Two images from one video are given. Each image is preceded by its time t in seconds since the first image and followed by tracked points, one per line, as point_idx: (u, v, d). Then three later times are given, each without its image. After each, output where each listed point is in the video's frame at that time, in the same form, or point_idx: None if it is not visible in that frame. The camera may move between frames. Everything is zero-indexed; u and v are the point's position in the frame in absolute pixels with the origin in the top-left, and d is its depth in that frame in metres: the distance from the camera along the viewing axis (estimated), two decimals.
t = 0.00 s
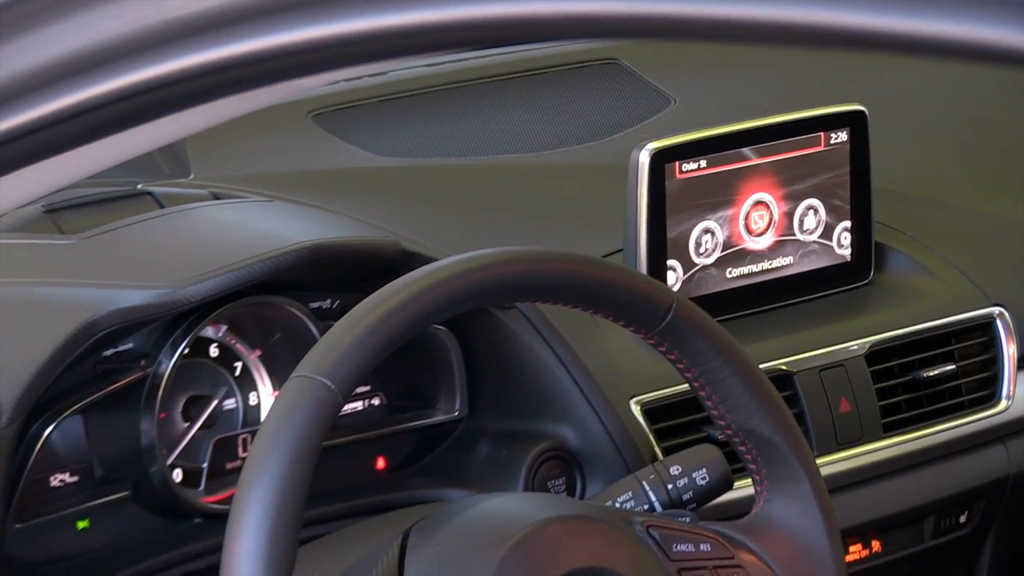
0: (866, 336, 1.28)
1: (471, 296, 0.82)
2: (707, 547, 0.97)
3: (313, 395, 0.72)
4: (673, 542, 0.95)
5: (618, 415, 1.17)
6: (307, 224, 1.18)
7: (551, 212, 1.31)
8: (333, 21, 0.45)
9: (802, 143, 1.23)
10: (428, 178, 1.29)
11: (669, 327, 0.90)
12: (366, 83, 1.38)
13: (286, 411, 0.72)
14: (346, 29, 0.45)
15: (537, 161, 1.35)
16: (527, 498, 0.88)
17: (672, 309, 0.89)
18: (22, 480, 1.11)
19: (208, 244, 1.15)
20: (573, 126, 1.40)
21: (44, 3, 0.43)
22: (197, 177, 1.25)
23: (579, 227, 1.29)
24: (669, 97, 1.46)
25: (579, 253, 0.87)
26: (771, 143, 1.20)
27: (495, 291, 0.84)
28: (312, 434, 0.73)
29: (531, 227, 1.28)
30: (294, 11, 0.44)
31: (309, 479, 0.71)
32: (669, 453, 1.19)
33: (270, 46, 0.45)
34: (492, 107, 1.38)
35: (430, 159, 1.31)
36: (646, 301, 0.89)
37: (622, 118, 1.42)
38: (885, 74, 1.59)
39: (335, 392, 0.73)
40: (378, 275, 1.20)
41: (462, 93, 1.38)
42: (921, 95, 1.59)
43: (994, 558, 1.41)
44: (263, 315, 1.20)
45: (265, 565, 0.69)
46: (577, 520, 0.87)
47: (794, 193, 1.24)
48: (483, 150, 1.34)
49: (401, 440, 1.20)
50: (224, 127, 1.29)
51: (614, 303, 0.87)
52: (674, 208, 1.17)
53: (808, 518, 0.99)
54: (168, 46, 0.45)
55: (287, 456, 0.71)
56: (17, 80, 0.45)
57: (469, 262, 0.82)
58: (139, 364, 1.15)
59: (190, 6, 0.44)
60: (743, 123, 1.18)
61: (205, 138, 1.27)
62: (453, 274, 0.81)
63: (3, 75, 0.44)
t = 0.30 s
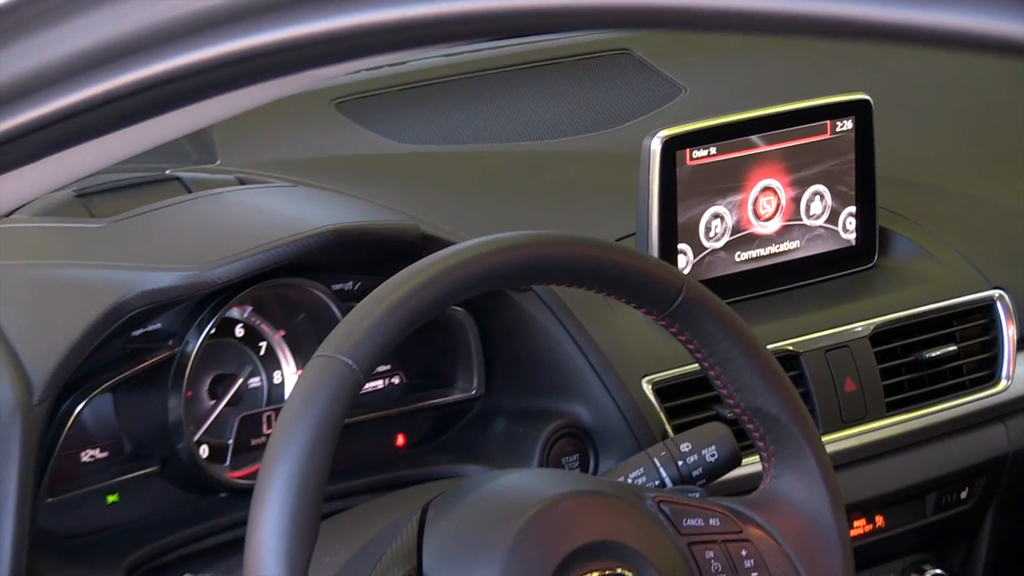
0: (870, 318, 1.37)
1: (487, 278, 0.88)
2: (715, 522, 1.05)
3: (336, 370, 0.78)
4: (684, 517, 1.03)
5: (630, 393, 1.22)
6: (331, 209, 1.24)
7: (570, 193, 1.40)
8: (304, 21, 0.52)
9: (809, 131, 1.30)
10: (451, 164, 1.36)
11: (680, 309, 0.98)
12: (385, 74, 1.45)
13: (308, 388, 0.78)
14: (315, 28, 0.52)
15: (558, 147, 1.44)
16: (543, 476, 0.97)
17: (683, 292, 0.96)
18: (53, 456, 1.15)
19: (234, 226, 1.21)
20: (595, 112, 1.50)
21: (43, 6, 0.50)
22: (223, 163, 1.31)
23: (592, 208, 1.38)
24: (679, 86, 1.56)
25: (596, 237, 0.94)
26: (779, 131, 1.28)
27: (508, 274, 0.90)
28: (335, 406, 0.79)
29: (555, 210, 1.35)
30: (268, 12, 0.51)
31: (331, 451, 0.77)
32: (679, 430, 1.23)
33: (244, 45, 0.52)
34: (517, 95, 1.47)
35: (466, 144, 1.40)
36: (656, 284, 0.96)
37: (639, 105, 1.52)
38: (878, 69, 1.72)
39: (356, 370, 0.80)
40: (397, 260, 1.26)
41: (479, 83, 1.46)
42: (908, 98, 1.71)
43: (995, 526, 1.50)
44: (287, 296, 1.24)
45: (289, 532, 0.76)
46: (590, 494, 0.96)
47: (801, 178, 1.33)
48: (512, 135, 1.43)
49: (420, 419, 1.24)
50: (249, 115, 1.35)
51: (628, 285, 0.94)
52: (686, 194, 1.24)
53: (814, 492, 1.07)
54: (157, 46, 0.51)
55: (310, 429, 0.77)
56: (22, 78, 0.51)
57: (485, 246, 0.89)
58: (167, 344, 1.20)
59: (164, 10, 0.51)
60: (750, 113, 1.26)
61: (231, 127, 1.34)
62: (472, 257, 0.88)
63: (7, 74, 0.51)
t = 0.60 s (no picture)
0: (873, 305, 1.45)
1: (508, 266, 0.96)
2: (723, 503, 1.11)
3: (356, 358, 0.86)
4: (693, 497, 1.09)
5: (640, 376, 1.26)
6: (345, 198, 1.28)
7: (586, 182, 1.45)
8: (302, 22, 0.53)
9: (814, 124, 1.39)
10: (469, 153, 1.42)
11: (688, 296, 1.05)
12: (403, 69, 1.53)
13: (328, 371, 0.86)
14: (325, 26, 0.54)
15: (576, 138, 1.51)
16: (557, 458, 1.04)
17: (691, 279, 1.04)
18: (82, 436, 1.19)
19: (258, 215, 1.26)
20: (610, 106, 1.58)
21: (42, 16, 0.51)
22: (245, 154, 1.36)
23: (606, 191, 1.45)
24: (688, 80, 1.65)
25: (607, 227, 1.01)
26: (785, 123, 1.36)
27: (527, 262, 0.97)
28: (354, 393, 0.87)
29: (567, 201, 1.41)
30: (274, 13, 0.53)
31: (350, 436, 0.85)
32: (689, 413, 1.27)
33: (247, 46, 0.53)
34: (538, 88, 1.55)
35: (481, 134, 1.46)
36: (664, 270, 1.03)
37: (653, 96, 1.61)
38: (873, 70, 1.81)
39: (374, 353, 0.87)
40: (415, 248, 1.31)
41: (494, 76, 1.54)
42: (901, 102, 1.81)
43: (994, 503, 1.57)
44: (307, 282, 1.29)
45: (311, 510, 0.83)
46: (602, 475, 1.03)
47: (806, 170, 1.41)
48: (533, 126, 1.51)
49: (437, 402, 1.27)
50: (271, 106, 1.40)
51: (636, 272, 1.02)
52: (695, 184, 1.32)
53: (820, 473, 1.14)
54: (156, 49, 0.52)
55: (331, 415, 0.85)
56: (37, 78, 0.52)
57: (504, 235, 0.96)
58: (193, 329, 1.24)
59: (164, 13, 0.51)
60: (757, 107, 1.33)
61: (255, 119, 1.39)
62: (489, 244, 0.96)
63: (10, 80, 0.52)
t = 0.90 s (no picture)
0: (874, 295, 1.54)
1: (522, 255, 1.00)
2: (729, 485, 1.15)
3: (373, 346, 0.91)
4: (700, 480, 1.14)
5: (650, 364, 1.30)
6: (363, 190, 1.34)
7: (598, 174, 1.53)
8: (302, 23, 0.57)
9: (818, 118, 1.48)
10: (485, 145, 1.48)
11: (697, 284, 1.10)
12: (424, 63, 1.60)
13: (346, 358, 0.90)
14: (330, 26, 0.57)
15: (588, 132, 1.59)
16: (569, 441, 1.08)
17: (698, 269, 1.08)
18: (108, 421, 1.24)
19: (281, 206, 1.30)
20: (617, 102, 1.66)
21: (61, 17, 0.54)
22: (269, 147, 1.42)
23: (612, 185, 1.52)
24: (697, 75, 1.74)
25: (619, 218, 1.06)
26: (790, 117, 1.46)
27: (543, 250, 1.02)
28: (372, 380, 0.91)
29: (577, 193, 1.48)
30: (281, 14, 0.56)
31: (367, 422, 0.90)
32: (695, 399, 1.32)
33: (250, 46, 0.57)
34: (552, 83, 1.64)
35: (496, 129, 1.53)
36: (674, 260, 1.08)
37: (660, 93, 1.69)
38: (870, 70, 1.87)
39: (392, 340, 0.92)
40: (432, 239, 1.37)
41: (510, 72, 1.62)
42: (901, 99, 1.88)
43: (993, 481, 1.65)
44: (328, 271, 1.34)
45: (329, 494, 0.88)
46: (612, 458, 1.07)
47: (810, 163, 1.50)
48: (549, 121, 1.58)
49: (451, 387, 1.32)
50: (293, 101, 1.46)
51: (648, 262, 1.07)
52: (705, 177, 1.41)
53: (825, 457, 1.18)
54: (166, 51, 0.56)
55: (348, 401, 0.89)
56: (66, 72, 0.56)
57: (519, 225, 1.01)
58: (216, 316, 1.29)
59: (176, 15, 0.55)
60: (763, 102, 1.43)
61: (277, 113, 1.45)
62: (506, 234, 1.00)
63: (28, 81, 0.55)
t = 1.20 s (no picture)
0: (875, 285, 1.60)
1: (535, 245, 1.05)
2: (734, 470, 1.20)
3: (389, 334, 0.95)
4: (705, 464, 1.18)
5: (658, 352, 1.35)
6: (381, 183, 1.39)
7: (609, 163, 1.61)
8: (316, 22, 0.55)
9: (820, 114, 1.54)
10: (499, 140, 1.56)
11: (702, 275, 1.14)
12: (439, 61, 1.65)
13: (363, 347, 0.95)
14: (346, 25, 0.55)
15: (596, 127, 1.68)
16: (579, 426, 1.13)
17: (704, 260, 1.12)
18: (133, 406, 1.29)
19: (302, 198, 1.35)
20: (622, 99, 1.74)
21: (81, 18, 0.53)
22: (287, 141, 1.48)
23: (618, 179, 1.59)
24: (701, 73, 1.81)
25: (627, 211, 1.10)
26: (793, 113, 1.51)
27: (555, 242, 1.06)
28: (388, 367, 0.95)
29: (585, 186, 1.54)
30: (307, 11, 0.55)
31: (382, 407, 0.94)
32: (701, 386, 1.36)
33: (266, 46, 0.55)
34: (564, 79, 1.71)
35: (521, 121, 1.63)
36: (681, 252, 1.12)
37: (665, 89, 1.77)
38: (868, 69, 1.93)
39: (407, 329, 0.96)
40: (446, 231, 1.42)
41: (521, 69, 1.68)
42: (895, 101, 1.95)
43: (989, 468, 1.70)
44: (345, 262, 1.38)
45: (347, 477, 0.92)
46: (620, 443, 1.12)
47: (813, 158, 1.56)
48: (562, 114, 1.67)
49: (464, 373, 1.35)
50: (312, 97, 1.52)
51: (656, 253, 1.11)
52: (710, 171, 1.47)
53: (826, 442, 1.22)
54: (181, 51, 0.55)
55: (365, 388, 0.93)
56: (92, 70, 0.54)
57: (532, 217, 1.05)
58: (237, 306, 1.34)
59: (192, 15, 0.54)
60: (766, 99, 1.48)
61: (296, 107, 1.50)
62: (520, 226, 1.04)
63: (48, 82, 0.54)
